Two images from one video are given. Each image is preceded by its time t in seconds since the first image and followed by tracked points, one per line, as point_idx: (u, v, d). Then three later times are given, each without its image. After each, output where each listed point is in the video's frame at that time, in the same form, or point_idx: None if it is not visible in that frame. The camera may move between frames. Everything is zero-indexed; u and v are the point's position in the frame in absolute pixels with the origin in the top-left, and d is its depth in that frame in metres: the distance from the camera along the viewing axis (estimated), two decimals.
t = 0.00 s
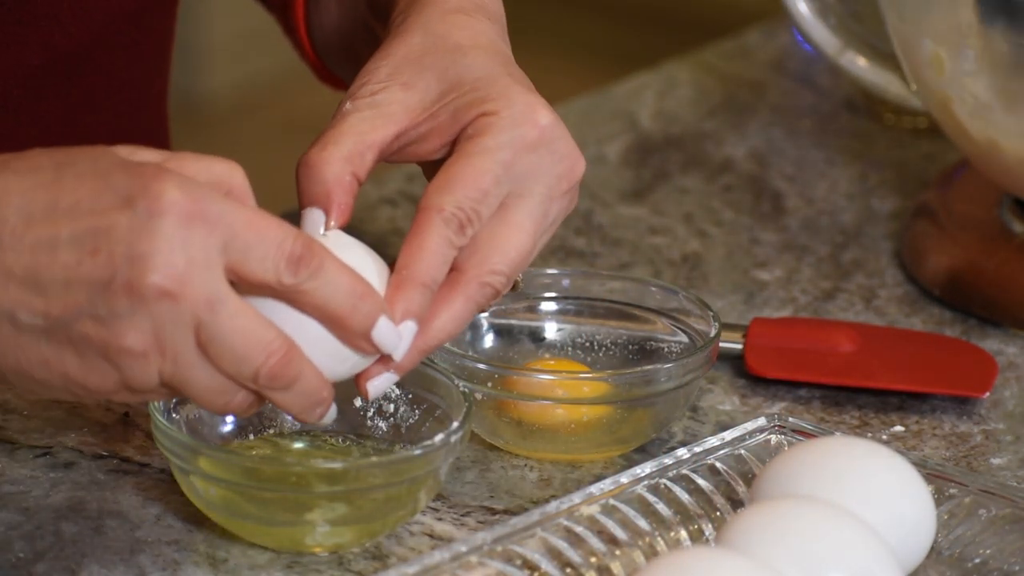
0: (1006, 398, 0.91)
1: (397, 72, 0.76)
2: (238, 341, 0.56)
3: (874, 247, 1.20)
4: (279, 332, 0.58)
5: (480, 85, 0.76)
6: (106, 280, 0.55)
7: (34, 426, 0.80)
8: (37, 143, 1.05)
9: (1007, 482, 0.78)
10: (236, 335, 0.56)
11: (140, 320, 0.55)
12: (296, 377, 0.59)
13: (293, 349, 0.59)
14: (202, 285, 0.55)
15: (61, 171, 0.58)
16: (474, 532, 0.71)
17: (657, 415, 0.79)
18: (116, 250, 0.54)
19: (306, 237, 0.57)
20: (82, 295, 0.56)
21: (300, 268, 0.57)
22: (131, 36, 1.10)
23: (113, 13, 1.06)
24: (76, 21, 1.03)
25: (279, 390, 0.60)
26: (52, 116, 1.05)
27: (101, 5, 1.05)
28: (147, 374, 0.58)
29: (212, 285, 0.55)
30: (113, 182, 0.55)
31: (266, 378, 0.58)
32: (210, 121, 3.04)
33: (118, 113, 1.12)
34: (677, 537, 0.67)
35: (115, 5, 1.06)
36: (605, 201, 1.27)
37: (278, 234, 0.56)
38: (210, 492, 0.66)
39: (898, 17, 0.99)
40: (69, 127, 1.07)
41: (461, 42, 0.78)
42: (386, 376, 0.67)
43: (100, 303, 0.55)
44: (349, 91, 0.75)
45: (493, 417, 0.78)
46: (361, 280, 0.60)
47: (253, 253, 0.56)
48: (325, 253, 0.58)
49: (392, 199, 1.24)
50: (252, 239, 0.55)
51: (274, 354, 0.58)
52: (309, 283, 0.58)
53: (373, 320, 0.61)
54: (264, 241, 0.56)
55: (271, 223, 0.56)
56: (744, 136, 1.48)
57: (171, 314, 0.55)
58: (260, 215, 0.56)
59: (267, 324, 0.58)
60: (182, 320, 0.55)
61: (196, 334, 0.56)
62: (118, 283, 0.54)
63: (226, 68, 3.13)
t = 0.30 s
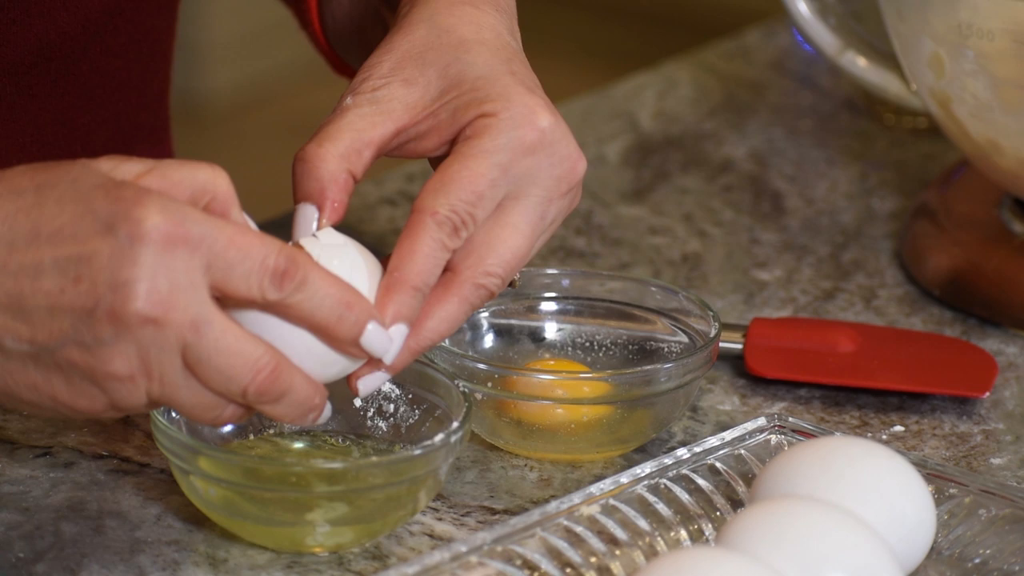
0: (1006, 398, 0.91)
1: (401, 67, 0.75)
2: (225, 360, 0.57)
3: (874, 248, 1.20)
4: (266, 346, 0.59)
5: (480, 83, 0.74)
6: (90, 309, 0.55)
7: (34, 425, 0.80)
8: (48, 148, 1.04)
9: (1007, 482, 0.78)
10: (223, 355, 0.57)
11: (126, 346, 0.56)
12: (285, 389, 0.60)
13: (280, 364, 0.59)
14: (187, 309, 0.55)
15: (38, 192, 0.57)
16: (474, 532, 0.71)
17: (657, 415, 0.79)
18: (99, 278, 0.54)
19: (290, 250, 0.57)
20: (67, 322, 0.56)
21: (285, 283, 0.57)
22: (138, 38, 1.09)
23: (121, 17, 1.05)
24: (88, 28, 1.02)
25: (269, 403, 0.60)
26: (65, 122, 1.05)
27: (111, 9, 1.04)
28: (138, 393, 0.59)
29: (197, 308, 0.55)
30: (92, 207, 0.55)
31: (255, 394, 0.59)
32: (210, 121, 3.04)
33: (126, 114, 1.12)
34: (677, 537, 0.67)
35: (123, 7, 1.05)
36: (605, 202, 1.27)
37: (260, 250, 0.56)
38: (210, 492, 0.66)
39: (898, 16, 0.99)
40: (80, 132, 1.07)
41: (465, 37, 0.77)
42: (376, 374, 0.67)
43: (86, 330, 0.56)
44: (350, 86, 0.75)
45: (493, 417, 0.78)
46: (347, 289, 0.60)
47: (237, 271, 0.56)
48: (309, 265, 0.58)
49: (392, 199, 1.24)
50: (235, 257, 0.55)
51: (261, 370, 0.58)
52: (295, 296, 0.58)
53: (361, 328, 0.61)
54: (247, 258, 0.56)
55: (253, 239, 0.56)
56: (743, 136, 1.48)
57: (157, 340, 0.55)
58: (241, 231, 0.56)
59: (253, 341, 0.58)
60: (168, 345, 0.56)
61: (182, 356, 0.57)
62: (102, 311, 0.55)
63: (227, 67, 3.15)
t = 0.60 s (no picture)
0: (1006, 398, 0.91)
1: (443, 54, 0.74)
2: (219, 369, 0.57)
3: (874, 248, 1.20)
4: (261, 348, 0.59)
5: (521, 80, 0.75)
6: (78, 337, 0.56)
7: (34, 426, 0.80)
8: (46, 147, 1.04)
9: (1007, 482, 0.78)
10: (218, 365, 0.57)
11: (119, 366, 0.56)
12: (286, 388, 0.60)
13: (276, 365, 0.59)
14: (175, 327, 0.55)
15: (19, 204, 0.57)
16: (474, 532, 0.71)
17: (657, 415, 0.79)
18: (84, 306, 0.55)
19: (274, 251, 0.57)
20: (56, 350, 0.57)
21: (270, 285, 0.57)
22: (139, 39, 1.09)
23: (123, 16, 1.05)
24: (87, 28, 1.02)
25: (271, 403, 0.60)
26: (63, 122, 1.04)
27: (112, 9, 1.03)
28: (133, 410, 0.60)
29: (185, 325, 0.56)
30: (71, 233, 0.55)
31: (254, 396, 0.59)
32: (210, 121, 3.04)
33: (126, 114, 1.12)
34: (677, 537, 0.67)
35: (124, 7, 1.05)
36: (605, 202, 1.27)
37: (242, 256, 0.56)
38: (209, 492, 0.66)
39: (898, 17, 0.99)
40: (79, 131, 1.07)
41: (509, 32, 0.77)
42: (384, 354, 0.67)
43: (76, 356, 0.57)
44: (391, 67, 0.74)
45: (493, 417, 0.78)
46: (337, 278, 0.60)
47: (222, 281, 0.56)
48: (296, 263, 0.58)
49: (392, 199, 1.24)
50: (218, 268, 0.55)
51: (258, 375, 0.59)
52: (283, 295, 0.58)
53: (356, 311, 0.60)
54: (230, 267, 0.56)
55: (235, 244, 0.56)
56: (743, 136, 1.48)
57: (148, 360, 0.56)
58: (222, 239, 0.56)
59: (247, 345, 0.58)
60: (160, 363, 0.57)
61: (176, 369, 0.57)
62: (92, 337, 0.55)
63: (227, 67, 3.16)
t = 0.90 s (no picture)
0: (1006, 398, 0.91)
1: (524, 69, 0.73)
2: (214, 381, 0.58)
3: (874, 248, 1.20)
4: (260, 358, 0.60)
5: (591, 120, 0.76)
6: (71, 361, 0.58)
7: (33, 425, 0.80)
8: (44, 147, 1.04)
9: (1007, 482, 0.78)
10: (215, 377, 0.58)
11: (114, 384, 0.59)
12: (290, 392, 0.61)
13: (274, 373, 0.60)
14: (166, 344, 0.57)
15: (11, 229, 0.59)
16: (474, 532, 0.71)
17: (657, 415, 0.79)
18: (73, 330, 0.57)
19: (263, 267, 0.57)
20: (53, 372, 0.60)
21: (261, 300, 0.57)
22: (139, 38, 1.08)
23: (122, 16, 1.05)
24: (85, 27, 1.02)
25: (275, 407, 0.61)
26: (62, 122, 1.05)
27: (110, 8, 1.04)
28: (132, 419, 0.62)
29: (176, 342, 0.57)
30: (52, 262, 0.57)
31: (256, 402, 0.60)
32: (210, 121, 3.05)
33: (127, 114, 1.11)
34: (677, 537, 0.67)
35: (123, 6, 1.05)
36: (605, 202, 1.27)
37: (228, 272, 0.56)
38: (209, 492, 0.66)
39: (898, 17, 0.99)
40: (78, 131, 1.07)
41: (585, 66, 0.77)
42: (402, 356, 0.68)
43: (71, 377, 0.59)
44: (469, 68, 0.72)
45: (493, 417, 0.78)
46: (330, 288, 0.58)
47: (209, 298, 0.56)
48: (285, 276, 0.57)
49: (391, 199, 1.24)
50: (203, 287, 0.56)
51: (257, 384, 0.60)
52: (275, 310, 0.57)
53: (353, 319, 0.59)
54: (215, 286, 0.56)
55: (221, 261, 0.56)
56: (743, 136, 1.48)
57: (141, 376, 0.58)
58: (208, 256, 0.56)
59: (244, 355, 0.59)
60: (157, 379, 0.58)
61: (173, 382, 0.59)
62: (84, 359, 0.58)
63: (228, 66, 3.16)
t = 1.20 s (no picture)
0: (1006, 398, 0.91)
1: (531, 26, 0.75)
2: (206, 389, 0.59)
3: (874, 248, 1.20)
4: (255, 366, 0.60)
5: (599, 72, 0.77)
6: (63, 370, 0.61)
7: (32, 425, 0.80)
8: (43, 147, 1.04)
9: (1007, 482, 0.78)
10: (207, 384, 0.59)
11: (108, 389, 0.61)
12: (288, 401, 0.60)
13: (267, 384, 0.59)
14: (156, 351, 0.58)
15: (1, 236, 0.61)
16: (474, 532, 0.71)
17: (657, 415, 0.79)
18: (63, 342, 0.60)
19: (255, 269, 0.57)
20: (50, 374, 0.62)
21: (255, 301, 0.57)
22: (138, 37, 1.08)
23: (122, 15, 1.05)
24: (84, 27, 1.02)
25: (277, 415, 0.61)
26: (63, 122, 1.04)
27: (109, 7, 1.04)
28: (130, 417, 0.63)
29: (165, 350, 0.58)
30: (39, 276, 0.59)
31: (253, 411, 0.60)
32: (210, 121, 3.04)
33: (127, 114, 1.11)
34: (677, 537, 0.67)
35: (122, 5, 1.05)
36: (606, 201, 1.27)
37: (215, 277, 0.57)
38: (209, 492, 0.66)
39: (898, 17, 0.99)
40: (79, 132, 1.07)
41: (591, 20, 0.79)
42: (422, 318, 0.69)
43: (64, 385, 0.62)
44: (475, 29, 0.74)
45: (493, 417, 0.78)
46: (325, 285, 0.58)
47: (196, 305, 0.57)
48: (277, 276, 0.57)
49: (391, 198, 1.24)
50: (189, 294, 0.57)
51: (249, 392, 0.59)
52: (270, 310, 0.58)
53: (352, 309, 0.59)
54: (202, 293, 0.57)
55: (209, 265, 0.57)
56: (743, 136, 1.47)
57: (133, 383, 0.60)
58: (196, 262, 0.57)
59: (236, 363, 0.59)
60: (151, 385, 0.60)
61: (168, 389, 0.60)
62: (75, 368, 0.61)
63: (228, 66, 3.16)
